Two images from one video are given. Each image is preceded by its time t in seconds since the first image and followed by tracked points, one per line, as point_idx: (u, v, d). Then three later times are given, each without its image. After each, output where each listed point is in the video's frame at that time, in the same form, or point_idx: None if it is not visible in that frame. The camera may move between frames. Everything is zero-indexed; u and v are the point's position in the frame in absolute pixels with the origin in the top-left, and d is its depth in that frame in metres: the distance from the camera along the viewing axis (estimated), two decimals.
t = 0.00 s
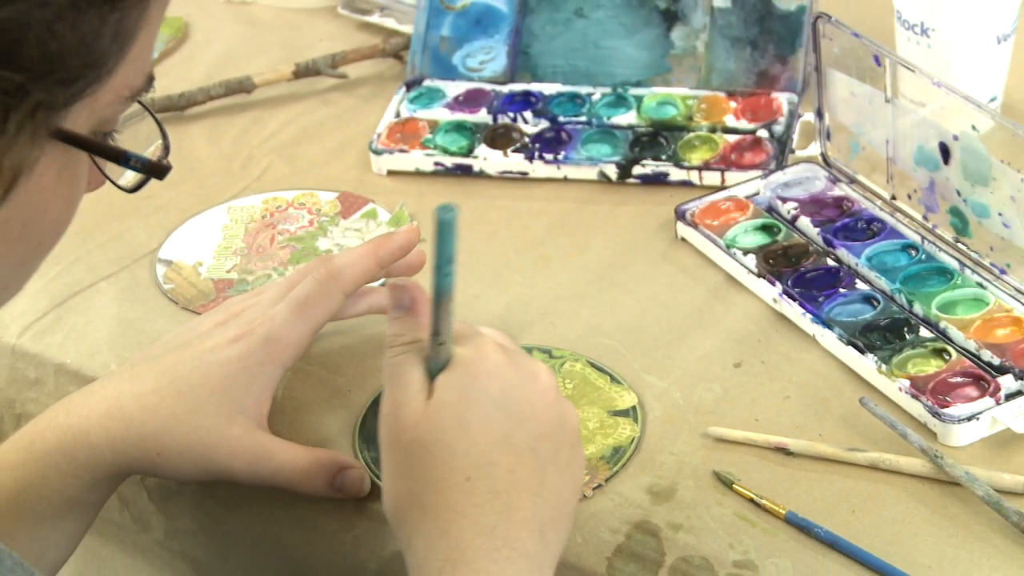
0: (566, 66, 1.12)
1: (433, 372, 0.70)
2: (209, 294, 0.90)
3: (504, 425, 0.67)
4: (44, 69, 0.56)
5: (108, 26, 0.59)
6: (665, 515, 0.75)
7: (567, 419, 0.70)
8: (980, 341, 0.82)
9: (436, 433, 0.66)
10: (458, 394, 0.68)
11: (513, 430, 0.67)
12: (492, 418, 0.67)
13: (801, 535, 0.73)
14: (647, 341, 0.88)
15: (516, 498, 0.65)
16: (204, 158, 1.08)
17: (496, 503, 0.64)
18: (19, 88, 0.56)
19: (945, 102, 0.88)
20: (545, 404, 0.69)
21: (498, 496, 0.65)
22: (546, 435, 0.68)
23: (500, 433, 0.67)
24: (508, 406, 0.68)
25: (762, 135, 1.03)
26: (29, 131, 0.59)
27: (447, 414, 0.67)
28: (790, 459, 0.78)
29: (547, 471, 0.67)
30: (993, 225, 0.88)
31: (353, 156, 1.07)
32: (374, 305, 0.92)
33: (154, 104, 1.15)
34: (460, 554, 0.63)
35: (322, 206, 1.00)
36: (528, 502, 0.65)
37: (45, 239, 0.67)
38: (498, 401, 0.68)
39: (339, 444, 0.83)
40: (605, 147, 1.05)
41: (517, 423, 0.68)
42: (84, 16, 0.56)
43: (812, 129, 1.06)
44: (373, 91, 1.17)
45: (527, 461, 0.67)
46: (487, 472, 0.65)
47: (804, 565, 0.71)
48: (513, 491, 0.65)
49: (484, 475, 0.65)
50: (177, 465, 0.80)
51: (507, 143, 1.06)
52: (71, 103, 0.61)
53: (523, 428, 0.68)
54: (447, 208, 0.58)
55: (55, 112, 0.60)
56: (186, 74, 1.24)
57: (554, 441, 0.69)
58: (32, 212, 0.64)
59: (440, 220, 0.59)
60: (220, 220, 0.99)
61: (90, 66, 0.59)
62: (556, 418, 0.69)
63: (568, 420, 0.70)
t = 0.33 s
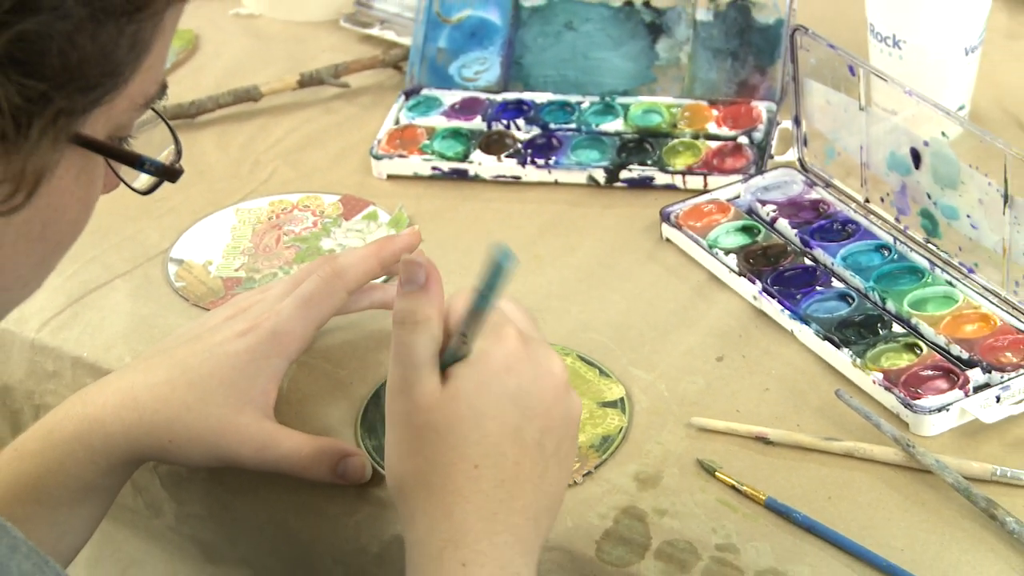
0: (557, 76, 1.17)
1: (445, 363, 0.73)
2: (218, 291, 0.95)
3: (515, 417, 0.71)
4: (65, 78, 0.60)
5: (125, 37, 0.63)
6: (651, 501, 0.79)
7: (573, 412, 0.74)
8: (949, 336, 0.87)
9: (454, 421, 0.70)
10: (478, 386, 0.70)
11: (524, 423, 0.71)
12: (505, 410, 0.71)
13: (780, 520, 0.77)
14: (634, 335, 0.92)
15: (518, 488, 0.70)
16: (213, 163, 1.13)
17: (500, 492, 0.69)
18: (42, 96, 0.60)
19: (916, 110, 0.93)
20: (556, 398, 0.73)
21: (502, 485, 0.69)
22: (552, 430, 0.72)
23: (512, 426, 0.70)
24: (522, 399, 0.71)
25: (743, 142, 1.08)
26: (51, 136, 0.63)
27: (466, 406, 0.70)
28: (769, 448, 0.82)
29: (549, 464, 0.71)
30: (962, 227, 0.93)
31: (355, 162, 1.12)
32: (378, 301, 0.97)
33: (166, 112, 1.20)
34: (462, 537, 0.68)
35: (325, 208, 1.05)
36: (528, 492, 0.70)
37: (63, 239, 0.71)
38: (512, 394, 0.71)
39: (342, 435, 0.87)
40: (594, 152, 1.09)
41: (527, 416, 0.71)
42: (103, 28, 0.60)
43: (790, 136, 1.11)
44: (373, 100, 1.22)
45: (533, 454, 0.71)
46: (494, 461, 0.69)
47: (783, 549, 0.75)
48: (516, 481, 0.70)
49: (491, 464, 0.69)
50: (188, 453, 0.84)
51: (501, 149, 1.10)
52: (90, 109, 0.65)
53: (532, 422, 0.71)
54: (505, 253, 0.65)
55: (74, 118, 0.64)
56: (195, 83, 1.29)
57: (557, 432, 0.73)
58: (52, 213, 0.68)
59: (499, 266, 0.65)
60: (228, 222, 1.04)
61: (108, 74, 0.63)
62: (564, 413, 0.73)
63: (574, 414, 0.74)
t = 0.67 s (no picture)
0: (551, 88, 1.23)
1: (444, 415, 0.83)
2: (231, 292, 1.00)
3: (508, 472, 0.75)
4: (84, 89, 0.64)
5: (143, 51, 0.67)
6: (641, 489, 0.84)
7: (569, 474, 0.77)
8: (923, 332, 0.92)
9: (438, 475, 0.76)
10: (461, 441, 0.77)
11: (515, 479, 0.75)
12: (498, 465, 0.75)
13: (763, 506, 0.81)
14: (624, 332, 0.98)
15: (504, 537, 0.73)
16: (225, 171, 1.19)
17: (485, 537, 0.72)
18: (62, 107, 0.64)
19: (891, 118, 0.98)
20: (552, 460, 0.76)
21: (487, 533, 0.73)
22: (546, 488, 0.75)
23: (502, 479, 0.75)
24: (518, 458, 0.76)
25: (727, 149, 1.14)
26: (71, 145, 0.67)
27: (460, 460, 0.76)
28: (752, 438, 0.87)
29: (538, 519, 0.74)
30: (934, 228, 0.99)
31: (358, 170, 1.18)
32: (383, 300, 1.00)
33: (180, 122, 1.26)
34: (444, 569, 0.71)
35: (332, 213, 1.11)
36: (513, 540, 0.73)
37: (86, 242, 0.75)
38: (507, 452, 0.76)
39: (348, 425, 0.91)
40: (586, 159, 1.15)
41: (522, 473, 0.75)
42: (121, 41, 0.64)
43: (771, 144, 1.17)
44: (377, 111, 1.28)
45: (523, 507, 0.74)
46: (481, 509, 0.74)
47: (766, 533, 0.79)
48: (502, 530, 0.73)
49: (477, 512, 0.73)
50: (201, 444, 0.88)
51: (497, 156, 1.16)
52: (111, 119, 0.69)
53: (525, 479, 0.75)
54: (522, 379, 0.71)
55: (95, 128, 0.68)
56: (208, 95, 1.34)
57: (553, 496, 0.76)
58: (76, 216, 0.72)
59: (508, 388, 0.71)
60: (239, 226, 1.09)
61: (127, 86, 0.67)
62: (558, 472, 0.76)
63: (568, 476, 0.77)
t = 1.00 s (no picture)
0: (546, 105, 1.29)
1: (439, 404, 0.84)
2: (244, 298, 1.06)
3: (490, 464, 0.80)
4: (106, 106, 0.69)
5: (162, 69, 0.71)
6: (632, 484, 0.88)
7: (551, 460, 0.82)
8: (898, 334, 0.97)
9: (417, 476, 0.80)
10: (444, 435, 0.80)
11: (498, 470, 0.80)
12: (481, 458, 0.80)
13: (748, 500, 0.86)
14: (616, 335, 1.03)
15: (489, 526, 0.78)
16: (237, 184, 1.25)
17: (471, 528, 0.78)
18: (85, 123, 0.68)
19: (868, 131, 1.04)
20: (532, 448, 0.81)
21: (473, 524, 0.78)
22: (528, 476, 0.80)
23: (484, 473, 0.79)
24: (498, 451, 0.80)
25: (713, 162, 1.19)
26: (93, 158, 0.71)
27: (446, 455, 0.80)
28: (738, 435, 0.92)
29: (523, 506, 0.80)
30: (910, 236, 1.04)
31: (363, 184, 1.23)
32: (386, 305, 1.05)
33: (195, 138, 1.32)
34: (433, 564, 0.77)
35: (339, 224, 1.16)
36: (498, 530, 0.78)
37: (109, 249, 0.80)
38: (487, 446, 0.80)
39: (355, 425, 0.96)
40: (580, 172, 1.21)
41: (502, 464, 0.80)
42: (142, 61, 0.69)
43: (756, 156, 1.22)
44: (382, 127, 1.33)
45: (507, 496, 0.79)
46: (466, 504, 0.78)
47: (751, 526, 0.83)
48: (488, 519, 0.78)
49: (463, 506, 0.78)
50: (215, 444, 0.93)
51: (495, 169, 1.22)
52: (131, 134, 0.73)
53: (507, 469, 0.80)
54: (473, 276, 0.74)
55: (116, 142, 0.72)
56: (222, 112, 1.41)
57: (538, 481, 0.81)
58: (98, 227, 0.77)
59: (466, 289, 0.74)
60: (251, 236, 1.15)
61: (147, 103, 0.72)
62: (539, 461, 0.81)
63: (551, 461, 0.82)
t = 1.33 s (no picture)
0: (539, 125, 1.35)
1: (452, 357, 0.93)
2: (253, 310, 1.12)
3: (504, 398, 0.88)
4: (115, 120, 0.72)
5: (169, 87, 0.75)
6: (623, 483, 0.94)
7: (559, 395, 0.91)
8: (874, 339, 1.03)
9: (439, 444, 0.86)
10: (462, 372, 0.89)
11: (511, 401, 0.88)
12: (495, 391, 0.88)
13: (733, 497, 0.91)
14: (607, 343, 1.09)
15: (508, 455, 0.85)
16: (246, 203, 1.31)
17: (491, 455, 0.85)
18: (94, 136, 0.72)
19: (843, 148, 1.10)
20: (540, 382, 0.90)
21: (493, 451, 0.85)
22: (537, 408, 0.88)
23: (500, 404, 0.87)
24: (509, 384, 0.89)
25: (698, 179, 1.26)
26: (103, 169, 0.74)
27: (464, 404, 0.87)
28: (721, 436, 0.97)
29: (536, 436, 0.87)
30: (883, 247, 1.10)
31: (366, 201, 1.29)
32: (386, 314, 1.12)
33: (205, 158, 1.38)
34: (454, 540, 0.82)
35: (343, 239, 1.22)
36: (516, 460, 0.85)
37: (120, 259, 0.84)
38: (499, 377, 0.89)
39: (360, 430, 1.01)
40: (572, 188, 1.27)
41: (514, 397, 0.88)
42: (148, 79, 0.72)
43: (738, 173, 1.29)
44: (383, 148, 1.40)
45: (520, 428, 0.87)
46: (483, 434, 0.86)
47: (736, 522, 0.89)
48: (505, 450, 0.85)
49: (481, 434, 0.86)
50: (226, 450, 0.98)
51: (491, 186, 1.28)
52: (139, 149, 0.77)
53: (519, 401, 0.88)
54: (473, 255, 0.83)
55: (125, 156, 0.76)
56: (231, 135, 1.47)
57: (546, 418, 0.88)
58: (108, 236, 0.81)
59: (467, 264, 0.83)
60: (260, 252, 1.21)
61: (154, 119, 0.75)
62: (547, 395, 0.89)
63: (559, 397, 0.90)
